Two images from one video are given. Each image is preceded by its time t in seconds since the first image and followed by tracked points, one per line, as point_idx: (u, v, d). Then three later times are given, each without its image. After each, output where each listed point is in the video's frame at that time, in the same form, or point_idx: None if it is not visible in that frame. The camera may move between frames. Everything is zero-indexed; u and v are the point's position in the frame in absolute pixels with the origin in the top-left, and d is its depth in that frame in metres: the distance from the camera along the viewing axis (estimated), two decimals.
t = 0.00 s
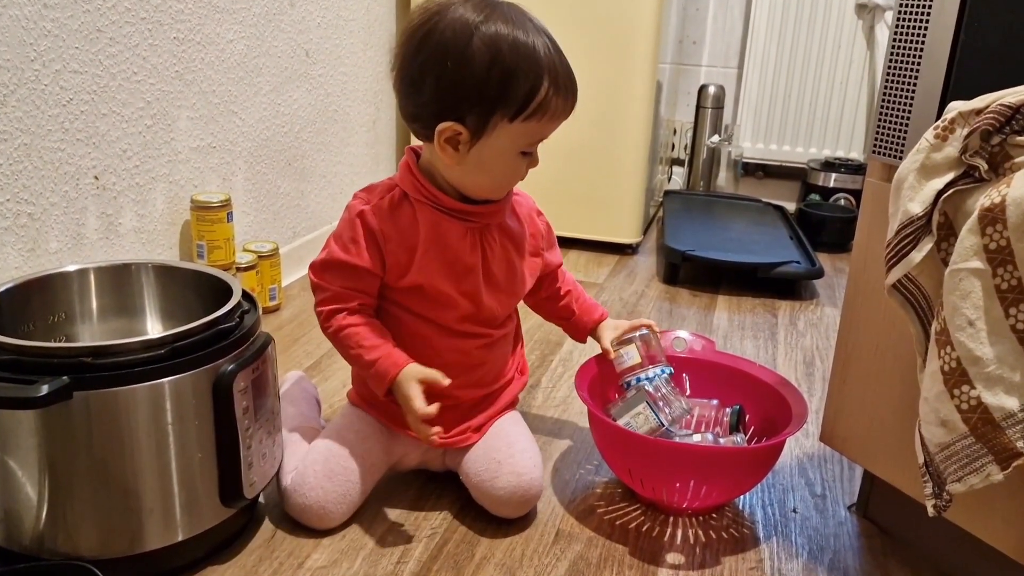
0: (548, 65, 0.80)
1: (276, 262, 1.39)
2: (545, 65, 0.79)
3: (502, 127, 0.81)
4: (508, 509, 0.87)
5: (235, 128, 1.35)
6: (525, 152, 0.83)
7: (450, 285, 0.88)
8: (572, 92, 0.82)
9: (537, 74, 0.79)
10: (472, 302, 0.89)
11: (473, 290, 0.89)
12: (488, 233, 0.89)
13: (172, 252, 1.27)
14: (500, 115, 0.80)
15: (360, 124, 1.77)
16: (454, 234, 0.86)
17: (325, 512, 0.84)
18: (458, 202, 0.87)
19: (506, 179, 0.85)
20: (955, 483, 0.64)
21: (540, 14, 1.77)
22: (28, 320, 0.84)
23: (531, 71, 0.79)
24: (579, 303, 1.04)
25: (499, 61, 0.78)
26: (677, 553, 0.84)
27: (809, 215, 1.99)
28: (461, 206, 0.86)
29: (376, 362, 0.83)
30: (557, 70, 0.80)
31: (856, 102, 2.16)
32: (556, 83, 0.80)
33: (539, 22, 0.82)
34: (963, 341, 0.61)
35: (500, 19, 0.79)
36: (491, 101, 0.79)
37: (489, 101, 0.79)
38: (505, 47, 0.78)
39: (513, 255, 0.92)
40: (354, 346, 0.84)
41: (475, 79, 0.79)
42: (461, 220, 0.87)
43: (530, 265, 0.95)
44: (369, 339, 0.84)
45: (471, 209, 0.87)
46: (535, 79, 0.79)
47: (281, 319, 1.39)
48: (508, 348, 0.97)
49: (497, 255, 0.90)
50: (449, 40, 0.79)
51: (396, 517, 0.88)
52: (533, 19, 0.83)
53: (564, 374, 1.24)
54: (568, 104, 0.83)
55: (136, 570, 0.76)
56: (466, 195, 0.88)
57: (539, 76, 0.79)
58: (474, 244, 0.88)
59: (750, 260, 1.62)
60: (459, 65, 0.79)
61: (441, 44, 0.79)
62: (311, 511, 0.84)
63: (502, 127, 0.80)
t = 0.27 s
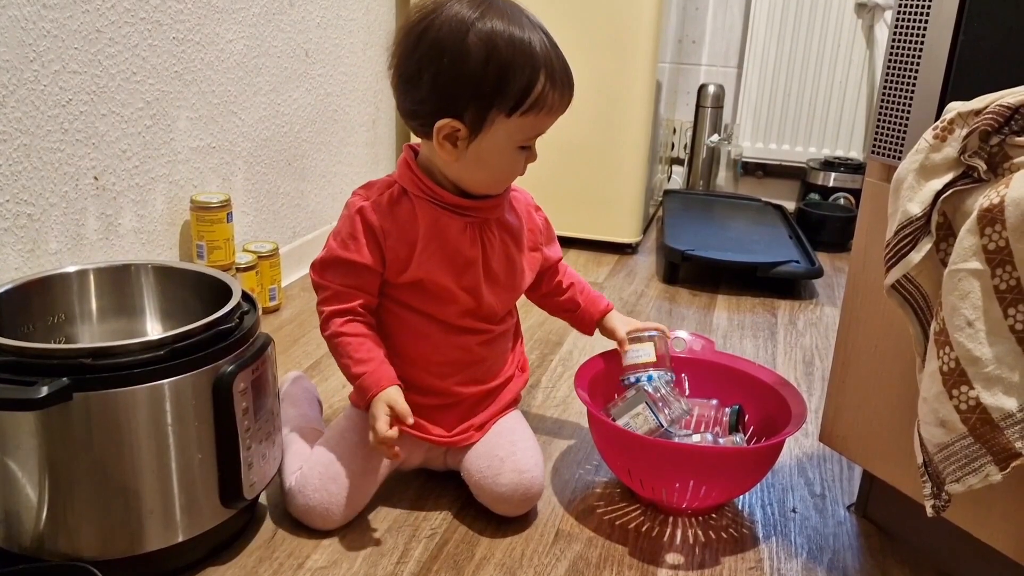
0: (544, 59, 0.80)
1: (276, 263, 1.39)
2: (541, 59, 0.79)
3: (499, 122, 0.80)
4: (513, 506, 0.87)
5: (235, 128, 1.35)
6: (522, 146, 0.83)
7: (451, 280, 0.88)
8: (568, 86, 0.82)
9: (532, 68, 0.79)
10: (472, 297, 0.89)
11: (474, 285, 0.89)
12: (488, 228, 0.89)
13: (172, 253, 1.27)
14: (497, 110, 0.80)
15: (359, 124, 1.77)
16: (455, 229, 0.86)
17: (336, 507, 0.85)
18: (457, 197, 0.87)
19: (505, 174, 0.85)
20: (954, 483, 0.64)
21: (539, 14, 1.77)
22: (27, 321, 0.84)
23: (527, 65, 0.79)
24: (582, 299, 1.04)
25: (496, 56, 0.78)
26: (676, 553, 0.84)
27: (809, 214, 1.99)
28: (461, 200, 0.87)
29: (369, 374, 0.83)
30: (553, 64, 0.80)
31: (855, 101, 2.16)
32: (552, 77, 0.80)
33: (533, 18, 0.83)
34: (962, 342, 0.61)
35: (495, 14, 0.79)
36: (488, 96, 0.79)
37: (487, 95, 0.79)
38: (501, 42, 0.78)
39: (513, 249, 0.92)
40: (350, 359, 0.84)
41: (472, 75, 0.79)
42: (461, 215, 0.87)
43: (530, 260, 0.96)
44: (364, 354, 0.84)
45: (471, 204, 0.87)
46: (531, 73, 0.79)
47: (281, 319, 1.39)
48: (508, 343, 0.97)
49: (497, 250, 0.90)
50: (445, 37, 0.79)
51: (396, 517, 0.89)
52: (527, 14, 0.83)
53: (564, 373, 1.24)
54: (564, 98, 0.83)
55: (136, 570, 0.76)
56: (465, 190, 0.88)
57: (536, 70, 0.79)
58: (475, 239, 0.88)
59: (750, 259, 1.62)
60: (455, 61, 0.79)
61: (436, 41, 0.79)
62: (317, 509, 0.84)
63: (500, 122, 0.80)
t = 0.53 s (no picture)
0: (555, 57, 0.80)
1: (275, 265, 1.39)
2: (552, 56, 0.80)
3: (515, 121, 0.81)
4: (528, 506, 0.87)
5: (234, 131, 1.35)
6: (535, 144, 0.84)
7: (473, 281, 0.88)
8: (579, 82, 0.83)
9: (546, 66, 0.79)
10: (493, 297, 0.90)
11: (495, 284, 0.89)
12: (503, 226, 0.90)
13: (171, 256, 1.27)
14: (513, 110, 0.80)
15: (358, 126, 1.77)
16: (474, 229, 0.87)
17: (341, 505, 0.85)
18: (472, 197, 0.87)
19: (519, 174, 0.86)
20: (949, 485, 0.64)
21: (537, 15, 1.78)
22: (28, 326, 0.84)
23: (539, 64, 0.79)
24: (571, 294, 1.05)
25: (510, 57, 0.78)
26: (674, 555, 0.85)
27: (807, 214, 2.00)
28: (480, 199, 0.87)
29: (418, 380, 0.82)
30: (565, 61, 0.81)
31: (853, 101, 2.16)
32: (563, 74, 0.81)
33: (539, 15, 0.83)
34: (957, 345, 0.61)
35: (504, 13, 0.79)
36: (503, 97, 0.79)
37: (501, 96, 0.79)
38: (514, 42, 0.78)
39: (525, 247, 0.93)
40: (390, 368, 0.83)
41: (487, 76, 0.79)
42: (478, 216, 0.87)
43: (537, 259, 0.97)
44: (406, 363, 0.83)
45: (486, 204, 0.87)
46: (545, 71, 0.79)
47: (280, 322, 1.39)
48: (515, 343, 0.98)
49: (513, 248, 0.91)
50: (457, 38, 0.78)
51: (395, 520, 0.89)
52: (532, 11, 0.83)
53: (563, 375, 1.24)
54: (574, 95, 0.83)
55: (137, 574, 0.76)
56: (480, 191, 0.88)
57: (549, 67, 0.79)
58: (493, 238, 0.88)
59: (748, 260, 1.63)
60: (468, 62, 0.78)
61: (448, 43, 0.79)
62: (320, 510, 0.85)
63: (515, 121, 0.81)
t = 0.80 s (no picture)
0: (580, 64, 0.81)
1: (275, 268, 1.40)
2: (577, 63, 0.81)
3: (540, 129, 0.82)
4: (523, 511, 0.88)
5: (233, 135, 1.36)
6: (557, 151, 0.85)
7: (508, 283, 0.89)
8: (600, 89, 0.84)
9: (571, 73, 0.80)
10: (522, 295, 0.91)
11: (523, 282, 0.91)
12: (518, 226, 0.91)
13: (171, 260, 1.28)
14: (540, 118, 0.81)
15: (356, 129, 1.78)
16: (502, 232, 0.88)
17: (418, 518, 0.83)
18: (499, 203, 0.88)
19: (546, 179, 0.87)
20: (944, 485, 0.65)
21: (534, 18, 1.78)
22: (29, 331, 0.85)
23: (565, 71, 0.80)
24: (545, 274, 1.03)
25: (539, 64, 0.79)
26: (673, 556, 0.85)
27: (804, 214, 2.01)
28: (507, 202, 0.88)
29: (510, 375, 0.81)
30: (588, 69, 0.82)
31: (850, 100, 2.17)
32: (587, 81, 0.82)
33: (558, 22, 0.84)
34: (951, 346, 0.62)
35: (528, 21, 0.80)
36: (529, 104, 0.80)
37: (527, 104, 0.80)
38: (542, 49, 0.79)
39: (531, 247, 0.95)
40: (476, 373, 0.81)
41: (515, 84, 0.79)
42: (503, 221, 0.88)
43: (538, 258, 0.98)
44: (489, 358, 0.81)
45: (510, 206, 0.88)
46: (571, 79, 0.80)
47: (280, 325, 1.40)
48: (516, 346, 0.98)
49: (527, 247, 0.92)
50: (483, 48, 0.79)
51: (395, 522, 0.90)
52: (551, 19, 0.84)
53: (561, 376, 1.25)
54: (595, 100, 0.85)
55: None
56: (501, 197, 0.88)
57: (575, 75, 0.80)
58: (516, 238, 0.90)
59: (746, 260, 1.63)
60: (496, 70, 0.79)
61: (474, 52, 0.79)
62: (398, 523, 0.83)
63: (540, 129, 0.81)
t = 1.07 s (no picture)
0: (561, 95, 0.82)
1: (274, 272, 1.40)
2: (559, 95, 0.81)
3: (525, 163, 0.81)
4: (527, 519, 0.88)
5: (232, 140, 1.36)
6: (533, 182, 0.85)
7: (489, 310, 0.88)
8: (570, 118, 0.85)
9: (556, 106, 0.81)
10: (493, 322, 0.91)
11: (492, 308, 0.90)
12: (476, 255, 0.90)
13: (171, 265, 1.28)
14: (526, 153, 0.80)
15: (355, 133, 1.78)
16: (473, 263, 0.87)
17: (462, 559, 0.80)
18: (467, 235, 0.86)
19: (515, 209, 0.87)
20: (940, 484, 0.65)
21: (532, 21, 1.79)
22: (30, 337, 0.85)
23: (552, 103, 0.80)
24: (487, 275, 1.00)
25: (532, 100, 0.78)
26: (672, 556, 0.86)
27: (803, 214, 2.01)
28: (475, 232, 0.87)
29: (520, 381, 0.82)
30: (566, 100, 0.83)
31: (847, 101, 2.18)
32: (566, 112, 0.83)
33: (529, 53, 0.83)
34: (946, 346, 0.62)
35: (514, 54, 0.79)
36: (524, 140, 0.79)
37: (521, 139, 0.79)
38: (531, 84, 0.79)
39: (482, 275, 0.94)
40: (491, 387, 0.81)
41: (512, 122, 0.78)
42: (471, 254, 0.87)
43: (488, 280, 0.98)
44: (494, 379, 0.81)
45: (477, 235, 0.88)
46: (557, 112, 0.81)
47: (280, 329, 1.40)
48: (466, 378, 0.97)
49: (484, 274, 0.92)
50: (477, 83, 0.76)
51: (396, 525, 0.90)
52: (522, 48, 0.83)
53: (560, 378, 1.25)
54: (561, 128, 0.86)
55: None
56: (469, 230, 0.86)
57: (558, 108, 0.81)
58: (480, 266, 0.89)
59: (744, 261, 1.64)
60: (491, 107, 0.77)
61: (469, 88, 0.76)
62: (448, 565, 0.80)
63: (525, 163, 0.81)
